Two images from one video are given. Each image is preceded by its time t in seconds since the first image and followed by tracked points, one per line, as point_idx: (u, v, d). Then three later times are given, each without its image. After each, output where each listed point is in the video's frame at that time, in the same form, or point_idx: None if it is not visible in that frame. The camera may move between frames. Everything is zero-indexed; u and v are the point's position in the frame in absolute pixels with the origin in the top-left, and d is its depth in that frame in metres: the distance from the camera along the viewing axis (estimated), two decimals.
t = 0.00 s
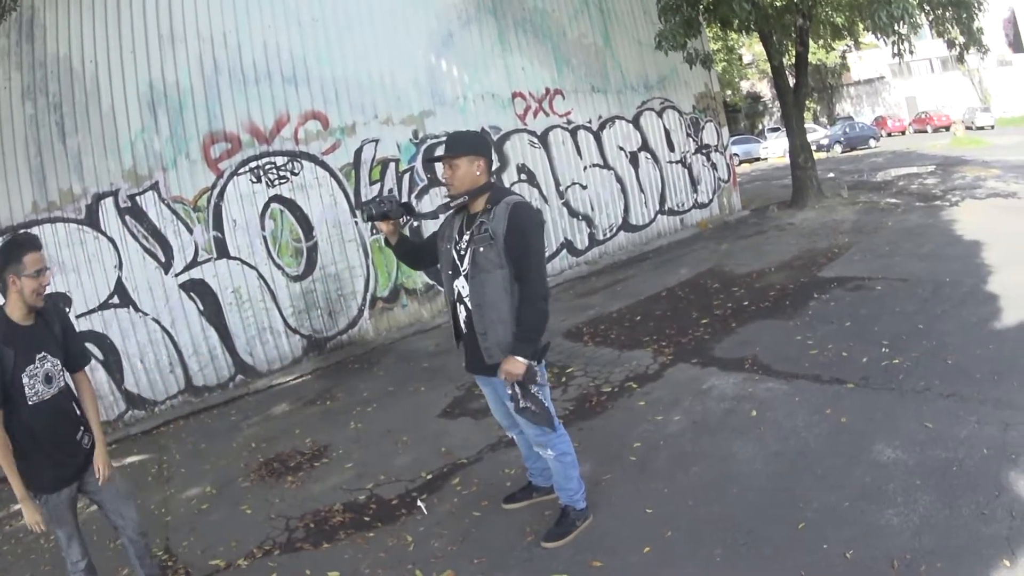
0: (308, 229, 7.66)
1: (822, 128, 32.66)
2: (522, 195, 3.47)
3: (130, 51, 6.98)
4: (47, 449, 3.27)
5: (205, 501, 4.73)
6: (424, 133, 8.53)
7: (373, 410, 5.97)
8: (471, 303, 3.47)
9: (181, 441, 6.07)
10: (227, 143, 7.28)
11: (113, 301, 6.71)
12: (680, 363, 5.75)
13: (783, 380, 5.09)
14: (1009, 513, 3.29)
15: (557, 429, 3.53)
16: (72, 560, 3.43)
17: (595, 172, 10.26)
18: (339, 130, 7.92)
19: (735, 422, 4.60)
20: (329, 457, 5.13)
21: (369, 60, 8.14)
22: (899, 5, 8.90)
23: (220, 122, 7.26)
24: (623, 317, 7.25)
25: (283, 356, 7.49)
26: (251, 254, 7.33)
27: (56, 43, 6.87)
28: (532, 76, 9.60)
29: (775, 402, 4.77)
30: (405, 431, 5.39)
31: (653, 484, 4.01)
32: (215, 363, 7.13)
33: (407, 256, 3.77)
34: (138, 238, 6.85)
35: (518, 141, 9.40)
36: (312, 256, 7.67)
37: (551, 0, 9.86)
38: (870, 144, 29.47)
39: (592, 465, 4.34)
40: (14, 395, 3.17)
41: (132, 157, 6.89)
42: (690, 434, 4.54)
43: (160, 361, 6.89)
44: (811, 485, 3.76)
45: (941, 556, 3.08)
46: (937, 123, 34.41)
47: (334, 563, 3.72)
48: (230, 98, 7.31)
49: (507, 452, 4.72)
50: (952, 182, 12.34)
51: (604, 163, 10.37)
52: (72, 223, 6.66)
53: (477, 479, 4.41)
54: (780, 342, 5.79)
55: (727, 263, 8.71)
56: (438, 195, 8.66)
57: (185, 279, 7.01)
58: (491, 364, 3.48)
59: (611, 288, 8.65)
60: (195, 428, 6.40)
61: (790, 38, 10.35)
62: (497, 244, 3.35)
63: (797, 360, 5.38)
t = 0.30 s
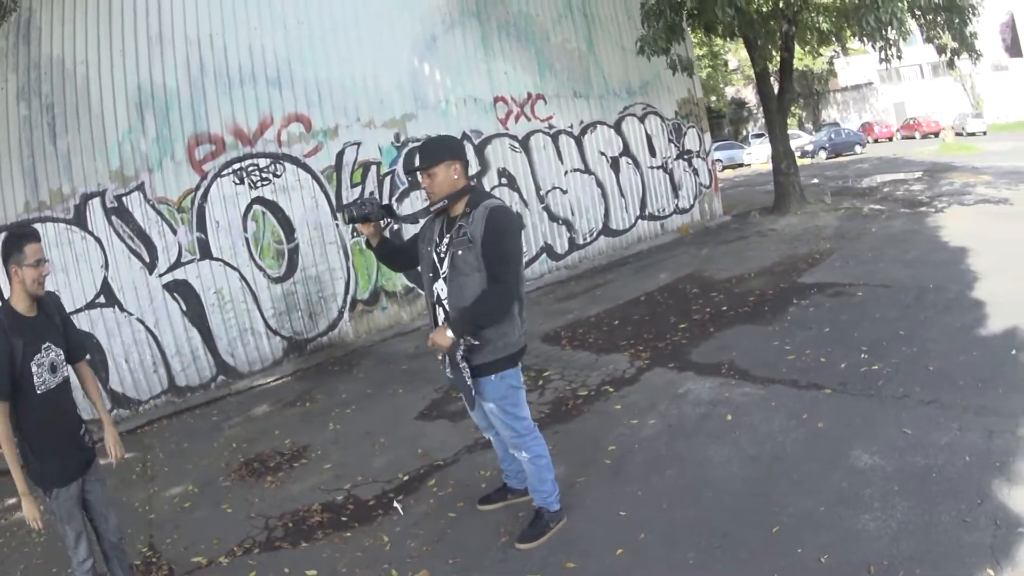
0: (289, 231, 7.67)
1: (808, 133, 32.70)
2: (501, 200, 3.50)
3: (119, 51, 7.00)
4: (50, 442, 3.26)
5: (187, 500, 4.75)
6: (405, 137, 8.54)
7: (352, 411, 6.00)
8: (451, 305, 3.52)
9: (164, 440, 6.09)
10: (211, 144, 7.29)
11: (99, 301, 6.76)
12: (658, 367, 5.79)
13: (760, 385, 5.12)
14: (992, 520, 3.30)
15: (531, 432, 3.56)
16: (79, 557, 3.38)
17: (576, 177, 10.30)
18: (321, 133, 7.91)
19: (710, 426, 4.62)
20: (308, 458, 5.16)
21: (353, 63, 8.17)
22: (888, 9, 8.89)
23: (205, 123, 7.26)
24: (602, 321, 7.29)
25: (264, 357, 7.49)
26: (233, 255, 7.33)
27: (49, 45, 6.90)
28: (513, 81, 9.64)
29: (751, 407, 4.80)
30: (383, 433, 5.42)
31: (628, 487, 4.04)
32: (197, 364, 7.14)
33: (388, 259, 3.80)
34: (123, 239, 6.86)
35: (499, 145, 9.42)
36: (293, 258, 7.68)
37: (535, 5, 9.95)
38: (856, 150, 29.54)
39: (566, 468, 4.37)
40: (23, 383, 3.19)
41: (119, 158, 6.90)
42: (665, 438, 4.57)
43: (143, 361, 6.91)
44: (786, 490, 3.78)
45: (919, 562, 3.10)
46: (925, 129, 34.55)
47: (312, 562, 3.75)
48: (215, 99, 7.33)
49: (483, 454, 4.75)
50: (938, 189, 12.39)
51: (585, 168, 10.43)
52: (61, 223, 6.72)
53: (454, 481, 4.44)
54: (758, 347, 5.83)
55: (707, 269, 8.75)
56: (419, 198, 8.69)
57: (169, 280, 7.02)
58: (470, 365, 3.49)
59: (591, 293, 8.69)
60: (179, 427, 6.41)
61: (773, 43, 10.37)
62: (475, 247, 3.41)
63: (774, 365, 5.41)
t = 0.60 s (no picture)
0: (263, 233, 7.71)
1: (785, 140, 32.86)
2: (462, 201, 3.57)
3: (98, 50, 6.96)
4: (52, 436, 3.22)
5: (159, 499, 4.74)
6: (380, 139, 8.65)
7: (322, 413, 6.00)
8: (415, 308, 3.55)
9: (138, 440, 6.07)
10: (187, 145, 7.30)
11: (75, 300, 6.65)
12: (625, 371, 5.83)
13: (726, 390, 5.16)
14: (956, 525, 3.34)
15: (496, 432, 3.62)
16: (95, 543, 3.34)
17: (549, 181, 10.48)
18: (296, 135, 7.97)
19: (676, 430, 4.66)
20: (279, 458, 5.16)
21: (329, 66, 8.23)
22: (861, 18, 9.03)
23: (182, 124, 7.28)
24: (573, 325, 7.33)
25: (238, 358, 7.51)
26: (208, 256, 7.35)
27: (27, 42, 6.81)
28: (489, 85, 9.76)
29: (716, 411, 4.84)
30: (353, 434, 5.43)
31: (592, 489, 4.07)
32: (171, 364, 7.12)
33: (356, 263, 3.80)
34: (99, 239, 6.82)
35: (473, 148, 9.53)
36: (267, 260, 7.72)
37: (512, 10, 10.07)
38: (834, 157, 29.72)
39: (532, 470, 4.40)
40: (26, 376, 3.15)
41: (96, 157, 6.87)
42: (630, 441, 4.60)
43: (117, 361, 6.82)
44: (750, 494, 3.82)
45: (882, 565, 3.13)
46: (904, 136, 34.84)
47: (280, 561, 3.75)
48: (192, 100, 7.35)
49: (450, 456, 4.77)
50: (914, 196, 12.51)
51: (558, 172, 10.62)
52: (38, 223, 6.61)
53: (421, 482, 4.46)
54: (726, 352, 5.87)
55: (679, 274, 8.82)
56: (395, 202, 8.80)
57: (144, 280, 6.99)
58: (436, 364, 3.52)
59: (561, 297, 8.72)
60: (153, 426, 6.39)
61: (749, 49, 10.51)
62: (435, 249, 3.43)
63: (741, 370, 5.46)
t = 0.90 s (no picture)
0: (240, 234, 7.72)
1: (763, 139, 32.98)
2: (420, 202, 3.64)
3: (78, 55, 6.97)
4: (71, 434, 3.18)
5: (136, 499, 4.76)
6: (355, 141, 8.71)
7: (296, 413, 6.02)
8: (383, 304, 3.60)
9: (118, 441, 6.07)
10: (165, 148, 7.32)
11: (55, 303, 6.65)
12: (596, 369, 5.87)
13: (695, 387, 5.21)
14: (921, 522, 3.38)
15: (457, 428, 3.66)
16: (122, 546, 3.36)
17: (524, 182, 10.59)
18: (273, 137, 8.05)
19: (643, 427, 4.70)
20: (254, 458, 5.18)
21: (306, 69, 8.31)
22: (835, 19, 8.99)
23: (160, 127, 7.30)
24: (545, 324, 7.37)
25: (215, 359, 7.51)
26: (185, 258, 7.35)
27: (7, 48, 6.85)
28: (465, 86, 9.89)
29: (684, 409, 4.88)
30: (326, 433, 5.46)
31: (560, 485, 4.11)
32: (150, 367, 7.07)
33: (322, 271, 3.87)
34: (79, 242, 6.82)
35: (448, 150, 9.62)
36: (244, 262, 7.73)
37: (488, 12, 10.21)
38: (813, 156, 29.85)
39: (500, 466, 4.43)
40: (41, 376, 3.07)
41: (76, 162, 6.88)
42: (598, 439, 4.64)
43: (98, 363, 6.76)
44: (714, 490, 3.86)
45: (845, 562, 3.17)
46: (885, 135, 35.05)
47: (253, 558, 3.77)
48: (169, 103, 7.37)
49: (421, 454, 4.81)
50: (891, 195, 12.60)
51: (533, 173, 10.73)
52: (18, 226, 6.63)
53: (392, 479, 4.49)
54: (696, 350, 5.93)
55: (652, 273, 8.88)
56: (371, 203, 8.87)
57: (123, 282, 6.99)
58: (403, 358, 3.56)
59: (535, 297, 8.77)
60: (132, 427, 6.39)
61: (724, 49, 10.57)
62: (398, 248, 3.50)
63: (710, 368, 5.51)
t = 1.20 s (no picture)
0: (217, 235, 7.74)
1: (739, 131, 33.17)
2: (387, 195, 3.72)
3: (54, 60, 6.94)
4: (81, 422, 3.18)
5: (116, 500, 4.76)
6: (329, 139, 8.74)
7: (274, 410, 6.04)
8: (355, 294, 3.63)
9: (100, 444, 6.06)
10: (141, 151, 7.31)
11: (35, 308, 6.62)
12: (568, 360, 5.91)
13: (667, 376, 5.26)
14: (892, 506, 3.43)
15: (429, 413, 3.78)
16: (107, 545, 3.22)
17: (498, 176, 10.63)
18: (247, 138, 8.08)
19: (614, 416, 4.75)
20: (233, 455, 5.19)
21: (279, 69, 8.36)
22: (802, 12, 9.11)
23: (136, 131, 7.29)
24: (520, 317, 7.42)
25: (195, 359, 7.49)
26: (162, 259, 7.35)
27: None
28: (437, 83, 9.95)
29: (656, 398, 4.93)
30: (302, 429, 5.48)
31: (532, 474, 4.16)
32: (130, 369, 7.03)
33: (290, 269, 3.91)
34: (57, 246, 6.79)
35: (421, 146, 9.65)
36: (221, 261, 7.74)
37: (459, 9, 10.27)
38: (788, 148, 30.03)
39: (473, 457, 4.47)
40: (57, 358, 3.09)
41: (53, 167, 6.84)
42: (571, 428, 4.68)
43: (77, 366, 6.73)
44: (685, 476, 3.91)
45: (814, 547, 3.22)
46: (861, 127, 35.35)
47: (231, 553, 3.80)
48: (144, 105, 7.37)
49: (396, 447, 4.84)
50: (866, 184, 12.73)
51: (507, 168, 10.78)
52: None
53: (367, 472, 4.53)
54: (668, 339, 5.99)
55: (626, 265, 8.95)
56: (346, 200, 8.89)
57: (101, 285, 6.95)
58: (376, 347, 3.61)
59: (511, 290, 8.81)
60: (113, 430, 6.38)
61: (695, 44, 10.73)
62: (371, 237, 3.55)
63: (682, 357, 5.57)
